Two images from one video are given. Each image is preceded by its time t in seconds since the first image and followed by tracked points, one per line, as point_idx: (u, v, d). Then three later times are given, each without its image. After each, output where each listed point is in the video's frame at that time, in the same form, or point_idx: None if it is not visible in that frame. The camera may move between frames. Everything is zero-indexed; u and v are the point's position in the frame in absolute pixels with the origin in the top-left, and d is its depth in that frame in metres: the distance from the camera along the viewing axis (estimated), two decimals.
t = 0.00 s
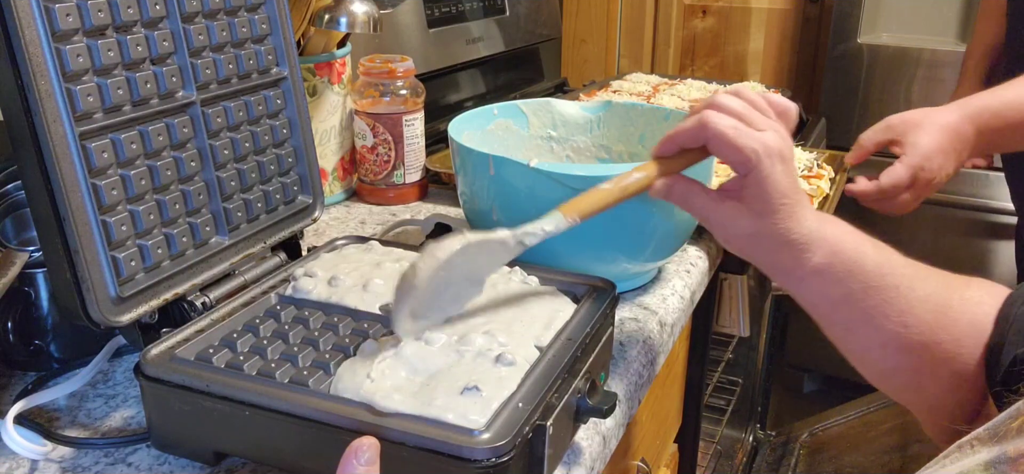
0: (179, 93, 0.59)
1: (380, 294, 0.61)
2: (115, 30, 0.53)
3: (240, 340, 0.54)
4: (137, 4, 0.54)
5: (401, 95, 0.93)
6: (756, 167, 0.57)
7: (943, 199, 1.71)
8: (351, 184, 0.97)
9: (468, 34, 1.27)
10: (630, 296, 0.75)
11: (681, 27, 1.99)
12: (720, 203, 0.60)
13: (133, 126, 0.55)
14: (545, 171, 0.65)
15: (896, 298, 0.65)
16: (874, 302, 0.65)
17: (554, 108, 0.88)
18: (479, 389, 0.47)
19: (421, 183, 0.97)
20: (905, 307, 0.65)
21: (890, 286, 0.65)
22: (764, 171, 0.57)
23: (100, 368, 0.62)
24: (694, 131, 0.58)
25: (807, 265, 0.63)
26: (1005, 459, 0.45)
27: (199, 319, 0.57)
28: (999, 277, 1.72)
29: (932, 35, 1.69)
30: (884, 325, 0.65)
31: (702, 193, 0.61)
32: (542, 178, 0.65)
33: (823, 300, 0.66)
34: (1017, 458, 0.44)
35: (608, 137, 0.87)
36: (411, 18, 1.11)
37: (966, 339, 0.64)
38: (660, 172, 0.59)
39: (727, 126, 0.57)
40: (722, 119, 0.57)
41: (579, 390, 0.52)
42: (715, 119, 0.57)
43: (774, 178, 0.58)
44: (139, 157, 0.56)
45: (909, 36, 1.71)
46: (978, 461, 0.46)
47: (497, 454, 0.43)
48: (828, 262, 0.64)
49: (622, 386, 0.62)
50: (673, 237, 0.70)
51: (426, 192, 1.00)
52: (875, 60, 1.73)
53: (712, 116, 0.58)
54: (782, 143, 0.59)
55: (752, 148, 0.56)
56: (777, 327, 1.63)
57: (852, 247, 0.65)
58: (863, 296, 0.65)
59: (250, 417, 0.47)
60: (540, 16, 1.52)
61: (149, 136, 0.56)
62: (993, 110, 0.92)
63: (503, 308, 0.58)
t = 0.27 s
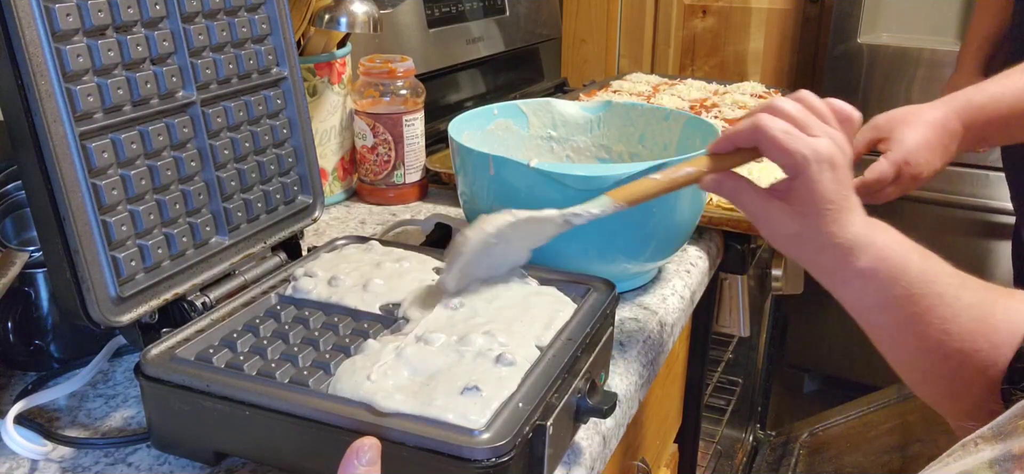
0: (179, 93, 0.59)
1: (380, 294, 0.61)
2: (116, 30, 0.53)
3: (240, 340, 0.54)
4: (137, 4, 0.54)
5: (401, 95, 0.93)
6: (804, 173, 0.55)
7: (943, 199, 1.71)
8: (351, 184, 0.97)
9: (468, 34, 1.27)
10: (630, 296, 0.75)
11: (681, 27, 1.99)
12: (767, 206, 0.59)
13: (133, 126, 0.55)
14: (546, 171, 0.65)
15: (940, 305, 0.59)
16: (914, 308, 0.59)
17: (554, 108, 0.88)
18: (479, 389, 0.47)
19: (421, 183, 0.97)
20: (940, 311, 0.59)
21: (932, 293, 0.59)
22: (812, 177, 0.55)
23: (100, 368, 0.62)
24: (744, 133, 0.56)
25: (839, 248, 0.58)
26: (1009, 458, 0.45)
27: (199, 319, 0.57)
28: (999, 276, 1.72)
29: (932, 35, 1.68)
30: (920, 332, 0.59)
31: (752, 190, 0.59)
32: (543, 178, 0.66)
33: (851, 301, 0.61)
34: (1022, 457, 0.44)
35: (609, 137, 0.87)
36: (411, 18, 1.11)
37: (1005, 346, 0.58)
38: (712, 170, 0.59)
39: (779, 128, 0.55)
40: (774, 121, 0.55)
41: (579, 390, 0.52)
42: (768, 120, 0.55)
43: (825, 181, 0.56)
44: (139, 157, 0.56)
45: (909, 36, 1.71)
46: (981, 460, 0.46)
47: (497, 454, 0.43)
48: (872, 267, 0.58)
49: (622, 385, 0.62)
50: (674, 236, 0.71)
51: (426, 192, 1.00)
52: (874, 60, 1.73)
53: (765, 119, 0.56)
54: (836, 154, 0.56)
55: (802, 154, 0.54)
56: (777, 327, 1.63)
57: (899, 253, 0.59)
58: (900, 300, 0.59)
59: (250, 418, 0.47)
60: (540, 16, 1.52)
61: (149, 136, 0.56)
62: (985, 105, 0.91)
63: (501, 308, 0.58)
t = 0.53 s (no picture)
0: (179, 93, 0.59)
1: (380, 294, 0.61)
2: (115, 30, 0.53)
3: (240, 340, 0.54)
4: (137, 4, 0.54)
5: (401, 95, 0.93)
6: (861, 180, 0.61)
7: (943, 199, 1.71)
8: (351, 184, 0.97)
9: (468, 34, 1.27)
10: (630, 296, 0.75)
11: (681, 27, 1.99)
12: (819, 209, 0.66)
13: (134, 126, 0.55)
14: (546, 171, 0.65)
15: (982, 312, 0.66)
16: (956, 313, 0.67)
17: (554, 108, 0.88)
18: (479, 389, 0.47)
19: (421, 183, 0.97)
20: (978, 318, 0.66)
21: (976, 300, 0.66)
22: (868, 185, 0.62)
23: (100, 368, 0.62)
24: (804, 141, 0.62)
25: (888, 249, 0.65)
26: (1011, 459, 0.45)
27: (199, 319, 0.57)
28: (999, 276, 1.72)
29: (932, 35, 1.68)
30: (959, 336, 0.67)
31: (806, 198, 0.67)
32: (543, 178, 0.66)
33: (894, 304, 0.69)
34: None
35: (608, 137, 0.88)
36: (411, 18, 1.11)
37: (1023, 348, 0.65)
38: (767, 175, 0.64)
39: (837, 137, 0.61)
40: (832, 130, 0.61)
41: (579, 390, 0.52)
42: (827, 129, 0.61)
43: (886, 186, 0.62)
44: (139, 157, 0.56)
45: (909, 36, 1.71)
46: (983, 460, 0.46)
47: (497, 454, 0.43)
48: (918, 275, 0.66)
49: (622, 386, 0.62)
50: (674, 236, 0.71)
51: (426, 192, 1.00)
52: (875, 60, 1.73)
53: (824, 128, 0.62)
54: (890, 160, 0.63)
55: (861, 164, 0.61)
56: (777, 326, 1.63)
57: (943, 262, 0.67)
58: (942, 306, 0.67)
59: (250, 418, 0.47)
60: (540, 16, 1.52)
61: (149, 136, 0.56)
62: (989, 108, 0.92)
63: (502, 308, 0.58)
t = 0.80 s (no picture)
0: (179, 93, 0.59)
1: (380, 294, 0.61)
2: (115, 30, 0.53)
3: (240, 340, 0.54)
4: (137, 4, 0.54)
5: (401, 94, 0.92)
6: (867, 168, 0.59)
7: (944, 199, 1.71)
8: (351, 184, 0.97)
9: (468, 34, 1.27)
10: (630, 296, 0.75)
11: (681, 27, 1.99)
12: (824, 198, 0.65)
13: (134, 126, 0.55)
14: (546, 171, 0.65)
15: (982, 307, 0.64)
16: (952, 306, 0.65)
17: (554, 108, 0.88)
18: (479, 388, 0.47)
19: (421, 183, 0.97)
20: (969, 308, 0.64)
21: (976, 295, 0.65)
22: (873, 175, 0.60)
23: (100, 368, 0.62)
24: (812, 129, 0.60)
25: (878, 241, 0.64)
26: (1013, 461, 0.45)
27: (199, 319, 0.57)
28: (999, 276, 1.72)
29: (932, 35, 1.68)
30: (959, 333, 0.65)
31: (811, 186, 0.65)
32: (543, 178, 0.66)
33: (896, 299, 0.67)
34: None
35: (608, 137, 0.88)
36: (411, 18, 1.11)
37: None
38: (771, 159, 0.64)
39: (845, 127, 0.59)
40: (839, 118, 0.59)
41: (579, 390, 0.52)
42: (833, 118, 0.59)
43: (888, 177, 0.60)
44: (139, 157, 0.56)
45: (909, 36, 1.71)
46: (985, 462, 0.46)
47: (497, 454, 0.43)
48: (918, 268, 0.64)
49: (622, 386, 0.62)
50: (675, 236, 0.71)
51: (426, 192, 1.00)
52: (874, 60, 1.73)
53: (831, 115, 0.60)
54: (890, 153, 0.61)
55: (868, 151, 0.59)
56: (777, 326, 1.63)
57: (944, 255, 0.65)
58: (943, 301, 0.65)
59: (250, 418, 0.47)
60: (540, 16, 1.52)
61: (149, 136, 0.56)
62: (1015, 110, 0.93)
63: (504, 307, 0.58)
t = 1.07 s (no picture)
0: (179, 93, 0.59)
1: (380, 294, 0.61)
2: (115, 30, 0.53)
3: (240, 340, 0.54)
4: (137, 4, 0.54)
5: (401, 94, 0.92)
6: (792, 109, 0.54)
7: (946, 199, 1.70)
8: (351, 184, 0.97)
9: (468, 34, 1.27)
10: (630, 296, 0.75)
11: (681, 27, 1.99)
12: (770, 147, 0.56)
13: (133, 126, 0.55)
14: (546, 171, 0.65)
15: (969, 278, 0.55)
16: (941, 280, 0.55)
17: (554, 108, 0.88)
18: (479, 388, 0.47)
19: (421, 183, 0.97)
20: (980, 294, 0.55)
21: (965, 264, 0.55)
22: (807, 113, 0.53)
23: (100, 368, 0.62)
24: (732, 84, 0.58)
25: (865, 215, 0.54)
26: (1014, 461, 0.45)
27: (199, 319, 0.57)
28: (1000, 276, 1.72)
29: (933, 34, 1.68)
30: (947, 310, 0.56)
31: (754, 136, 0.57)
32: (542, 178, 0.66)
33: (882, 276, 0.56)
34: None
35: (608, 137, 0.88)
36: (411, 18, 1.11)
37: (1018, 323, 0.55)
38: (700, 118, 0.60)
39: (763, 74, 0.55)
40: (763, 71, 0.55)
41: (579, 390, 0.52)
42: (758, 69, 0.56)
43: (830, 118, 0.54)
44: (139, 157, 0.56)
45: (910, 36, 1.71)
46: (987, 464, 0.46)
47: (497, 454, 0.43)
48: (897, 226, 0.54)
49: (622, 386, 0.62)
50: (674, 235, 0.71)
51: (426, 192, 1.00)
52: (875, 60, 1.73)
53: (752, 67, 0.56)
54: (836, 90, 0.55)
55: (785, 92, 0.54)
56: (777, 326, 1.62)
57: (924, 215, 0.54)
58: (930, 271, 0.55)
59: (250, 418, 0.47)
60: (540, 16, 1.52)
61: (149, 136, 0.56)
62: None
63: (505, 307, 0.58)
